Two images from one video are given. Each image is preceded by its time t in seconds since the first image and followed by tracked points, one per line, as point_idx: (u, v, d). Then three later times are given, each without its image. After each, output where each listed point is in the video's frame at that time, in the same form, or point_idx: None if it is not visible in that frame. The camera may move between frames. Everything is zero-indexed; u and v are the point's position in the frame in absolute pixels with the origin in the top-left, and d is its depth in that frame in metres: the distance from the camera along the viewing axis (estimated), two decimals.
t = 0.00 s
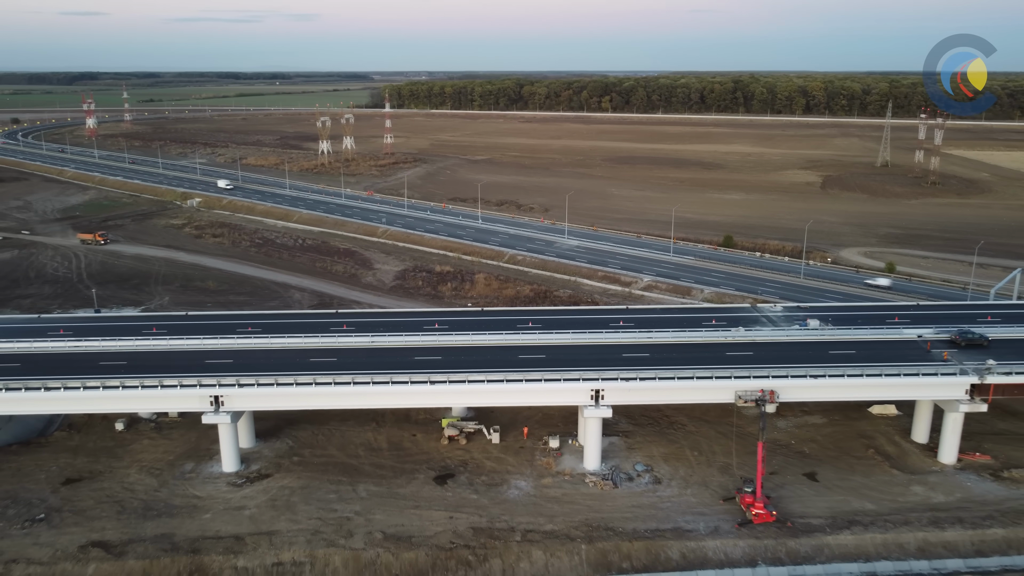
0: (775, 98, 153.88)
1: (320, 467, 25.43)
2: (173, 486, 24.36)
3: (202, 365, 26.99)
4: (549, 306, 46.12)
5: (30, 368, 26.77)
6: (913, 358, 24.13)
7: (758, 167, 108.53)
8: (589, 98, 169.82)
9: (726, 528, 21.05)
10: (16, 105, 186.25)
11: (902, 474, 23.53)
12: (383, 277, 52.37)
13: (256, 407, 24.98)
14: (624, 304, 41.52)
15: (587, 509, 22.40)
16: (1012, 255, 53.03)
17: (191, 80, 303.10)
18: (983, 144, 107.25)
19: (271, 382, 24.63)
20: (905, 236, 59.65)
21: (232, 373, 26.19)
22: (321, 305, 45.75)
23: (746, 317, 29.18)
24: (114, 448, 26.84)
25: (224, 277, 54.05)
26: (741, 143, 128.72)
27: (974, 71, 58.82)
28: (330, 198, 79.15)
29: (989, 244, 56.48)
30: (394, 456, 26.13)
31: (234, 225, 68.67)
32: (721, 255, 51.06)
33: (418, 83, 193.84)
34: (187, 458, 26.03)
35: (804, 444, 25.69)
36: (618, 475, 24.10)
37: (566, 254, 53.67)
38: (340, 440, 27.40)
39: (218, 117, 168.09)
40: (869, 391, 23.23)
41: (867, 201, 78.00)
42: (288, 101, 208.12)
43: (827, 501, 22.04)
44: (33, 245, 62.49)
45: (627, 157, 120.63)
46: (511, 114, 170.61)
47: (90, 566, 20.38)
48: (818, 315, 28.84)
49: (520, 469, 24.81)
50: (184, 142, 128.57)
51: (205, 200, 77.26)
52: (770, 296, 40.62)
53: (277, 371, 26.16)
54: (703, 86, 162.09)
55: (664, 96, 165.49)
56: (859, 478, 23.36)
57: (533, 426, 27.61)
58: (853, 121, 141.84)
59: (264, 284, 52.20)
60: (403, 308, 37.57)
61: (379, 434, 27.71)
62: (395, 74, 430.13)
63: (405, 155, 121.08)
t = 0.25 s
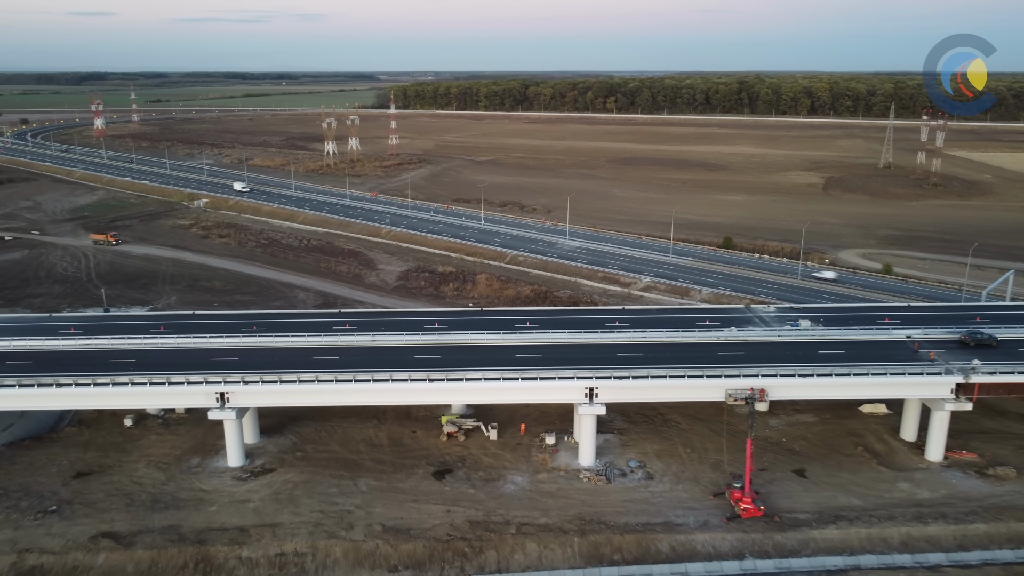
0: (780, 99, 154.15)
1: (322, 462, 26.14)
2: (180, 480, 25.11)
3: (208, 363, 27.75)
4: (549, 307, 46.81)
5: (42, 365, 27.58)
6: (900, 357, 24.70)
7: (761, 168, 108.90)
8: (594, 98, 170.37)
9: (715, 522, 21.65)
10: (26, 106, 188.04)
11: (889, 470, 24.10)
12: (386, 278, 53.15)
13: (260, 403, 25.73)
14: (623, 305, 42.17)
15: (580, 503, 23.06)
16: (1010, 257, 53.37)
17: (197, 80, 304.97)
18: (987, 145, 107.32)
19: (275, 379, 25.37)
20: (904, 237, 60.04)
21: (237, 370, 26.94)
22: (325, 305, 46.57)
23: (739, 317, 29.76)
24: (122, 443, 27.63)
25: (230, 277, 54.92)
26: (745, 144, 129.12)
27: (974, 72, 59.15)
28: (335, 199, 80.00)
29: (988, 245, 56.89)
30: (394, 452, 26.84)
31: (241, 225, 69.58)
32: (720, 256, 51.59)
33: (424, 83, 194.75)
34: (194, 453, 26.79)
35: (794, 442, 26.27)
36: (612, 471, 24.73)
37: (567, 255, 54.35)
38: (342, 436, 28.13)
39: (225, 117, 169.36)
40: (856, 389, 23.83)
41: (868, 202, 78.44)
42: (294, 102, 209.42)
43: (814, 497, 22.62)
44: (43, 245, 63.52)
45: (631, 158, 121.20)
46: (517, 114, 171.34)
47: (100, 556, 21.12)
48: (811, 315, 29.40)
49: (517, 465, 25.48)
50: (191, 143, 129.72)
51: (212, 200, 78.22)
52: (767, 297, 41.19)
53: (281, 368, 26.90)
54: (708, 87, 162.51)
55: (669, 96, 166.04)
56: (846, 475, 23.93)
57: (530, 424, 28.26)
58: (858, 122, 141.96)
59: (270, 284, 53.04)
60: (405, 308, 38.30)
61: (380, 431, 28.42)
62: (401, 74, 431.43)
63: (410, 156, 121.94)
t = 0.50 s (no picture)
0: (785, 100, 154.32)
1: (323, 458, 26.79)
2: (186, 475, 25.77)
3: (214, 361, 28.41)
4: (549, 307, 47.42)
5: (52, 363, 28.28)
6: (890, 357, 25.20)
7: (764, 170, 109.23)
8: (599, 99, 170.75)
9: (705, 518, 22.20)
10: (34, 106, 189.69)
11: (878, 468, 24.58)
12: (389, 278, 53.84)
13: (264, 401, 26.39)
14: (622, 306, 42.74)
15: (575, 499, 23.63)
16: (1009, 258, 53.67)
17: (203, 80, 306.73)
18: (990, 146, 107.37)
19: (279, 377, 26.01)
20: (904, 238, 60.37)
21: (241, 368, 27.59)
22: (329, 305, 47.28)
23: (734, 318, 30.27)
24: (130, 439, 28.32)
25: (235, 277, 55.67)
26: (748, 145, 129.38)
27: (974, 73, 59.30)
28: (339, 199, 80.73)
29: (986, 246, 57.19)
30: (394, 448, 27.45)
31: (246, 226, 70.36)
32: (719, 257, 52.04)
33: (429, 84, 195.56)
34: (199, 449, 27.46)
35: (786, 440, 26.79)
36: (607, 468, 25.28)
37: (567, 256, 54.91)
38: (344, 433, 28.75)
39: (232, 117, 170.48)
40: (845, 388, 24.32)
41: (870, 204, 78.74)
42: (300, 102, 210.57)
43: (804, 493, 23.14)
44: (52, 245, 64.42)
45: (634, 159, 121.68)
46: (521, 115, 171.99)
47: (109, 548, 21.79)
48: (804, 316, 29.90)
49: (514, 462, 26.08)
50: (197, 143, 130.80)
51: (218, 201, 79.07)
52: (764, 298, 41.69)
53: (284, 366, 27.56)
54: (712, 88, 162.78)
55: (673, 97, 166.53)
56: (836, 472, 24.41)
57: (528, 422, 28.84)
58: (862, 123, 142.04)
59: (275, 284, 53.78)
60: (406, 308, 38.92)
61: (381, 428, 29.04)
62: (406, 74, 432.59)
63: (415, 157, 122.69)
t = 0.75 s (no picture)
0: (790, 101, 154.49)
1: (326, 454, 27.50)
2: (192, 469, 26.54)
3: (220, 359, 29.17)
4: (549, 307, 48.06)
5: (63, 360, 29.11)
6: (879, 357, 25.75)
7: (768, 171, 109.56)
8: (605, 100, 171.23)
9: (696, 513, 22.79)
10: (44, 106, 191.53)
11: (867, 466, 25.11)
12: (392, 278, 54.57)
13: (268, 398, 27.12)
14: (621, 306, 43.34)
15: (570, 494, 24.26)
16: (1008, 260, 53.96)
17: (211, 81, 308.84)
18: (995, 148, 107.35)
19: (282, 375, 26.75)
20: (905, 240, 60.72)
21: (246, 366, 28.34)
22: (333, 305, 48.07)
23: (728, 319, 30.84)
24: (139, 435, 29.11)
25: (241, 277, 56.54)
26: (753, 147, 129.66)
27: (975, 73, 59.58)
28: (345, 200, 81.59)
29: (986, 248, 57.51)
30: (394, 445, 28.14)
31: (252, 227, 71.26)
32: (718, 258, 52.54)
33: (435, 85, 196.51)
34: (206, 445, 28.22)
35: (778, 439, 27.35)
36: (601, 464, 25.89)
37: (569, 257, 55.52)
38: (346, 430, 29.45)
39: (239, 118, 171.82)
40: (834, 388, 24.87)
41: (872, 206, 79.07)
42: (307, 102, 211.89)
43: (793, 489, 23.71)
44: (62, 244, 65.47)
45: (638, 160, 122.18)
46: (527, 116, 172.71)
47: (118, 539, 22.52)
48: (797, 317, 30.43)
49: (511, 458, 26.72)
50: (205, 144, 132.05)
51: (225, 201, 80.06)
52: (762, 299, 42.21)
53: (288, 364, 28.29)
54: (718, 89, 163.05)
55: (679, 98, 167.03)
56: (826, 469, 24.95)
57: (526, 419, 29.49)
58: (867, 125, 142.08)
59: (280, 284, 54.59)
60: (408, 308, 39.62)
61: (382, 425, 29.72)
62: (415, 72, 435.69)
63: (420, 158, 123.55)
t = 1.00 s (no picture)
0: (796, 102, 154.73)
1: (328, 451, 28.13)
2: (198, 465, 27.21)
3: (225, 357, 29.83)
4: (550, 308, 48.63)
5: (72, 358, 29.82)
6: (869, 357, 26.21)
7: (771, 173, 109.88)
8: (610, 101, 171.67)
9: (688, 509, 23.29)
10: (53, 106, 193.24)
11: (858, 464, 25.57)
12: (395, 279, 55.24)
13: (272, 395, 27.76)
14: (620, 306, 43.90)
15: (565, 490, 24.81)
16: (1006, 261, 54.25)
17: (219, 82, 310.75)
18: (999, 149, 107.37)
19: (285, 373, 27.38)
20: (905, 242, 61.03)
21: (250, 365, 28.99)
22: (337, 305, 48.77)
23: (723, 319, 31.34)
24: (145, 431, 29.81)
25: (247, 277, 57.32)
26: (757, 148, 129.91)
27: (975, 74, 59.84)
28: (349, 201, 82.38)
29: (985, 250, 57.79)
30: (395, 442, 28.74)
31: (258, 227, 72.08)
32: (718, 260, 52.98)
33: (441, 86, 197.38)
34: (211, 441, 28.89)
35: (771, 437, 27.84)
36: (597, 462, 26.43)
37: (570, 258, 56.07)
38: (348, 427, 30.06)
39: (246, 119, 173.02)
40: (825, 387, 25.34)
41: (874, 207, 79.37)
42: (314, 103, 213.06)
43: (783, 487, 24.19)
44: (70, 245, 66.41)
45: (642, 162, 122.63)
46: (533, 117, 173.35)
47: (125, 531, 23.17)
48: (791, 318, 30.90)
49: (508, 455, 27.29)
50: (211, 145, 133.15)
51: (231, 202, 80.93)
52: (760, 300, 42.71)
53: (291, 363, 28.93)
54: (723, 90, 163.32)
55: (684, 99, 167.44)
56: (817, 467, 25.43)
57: (524, 417, 30.05)
58: (872, 126, 142.12)
59: (285, 284, 55.33)
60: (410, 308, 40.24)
61: (383, 422, 30.34)
62: (421, 72, 437.14)
63: (425, 159, 124.31)
